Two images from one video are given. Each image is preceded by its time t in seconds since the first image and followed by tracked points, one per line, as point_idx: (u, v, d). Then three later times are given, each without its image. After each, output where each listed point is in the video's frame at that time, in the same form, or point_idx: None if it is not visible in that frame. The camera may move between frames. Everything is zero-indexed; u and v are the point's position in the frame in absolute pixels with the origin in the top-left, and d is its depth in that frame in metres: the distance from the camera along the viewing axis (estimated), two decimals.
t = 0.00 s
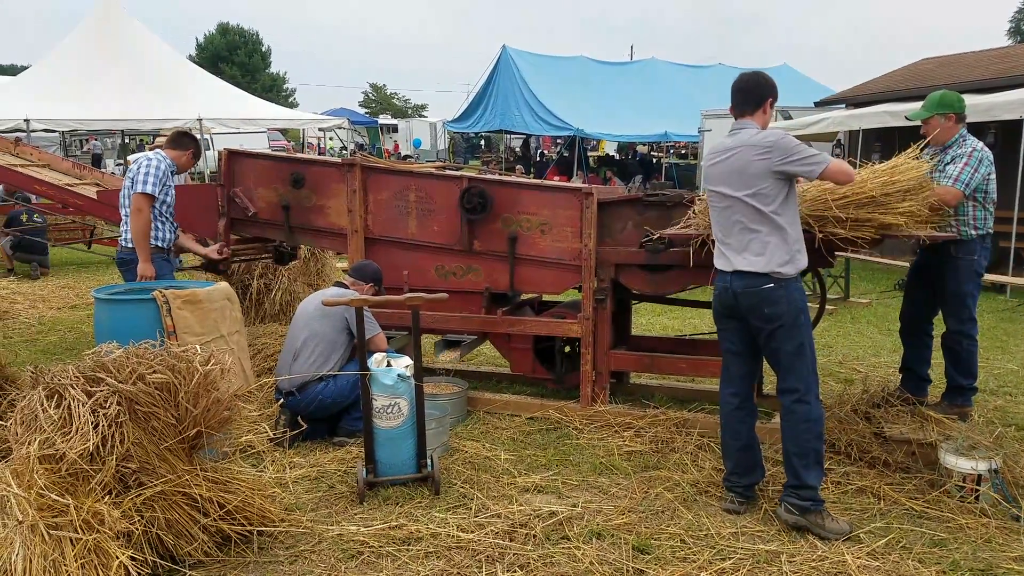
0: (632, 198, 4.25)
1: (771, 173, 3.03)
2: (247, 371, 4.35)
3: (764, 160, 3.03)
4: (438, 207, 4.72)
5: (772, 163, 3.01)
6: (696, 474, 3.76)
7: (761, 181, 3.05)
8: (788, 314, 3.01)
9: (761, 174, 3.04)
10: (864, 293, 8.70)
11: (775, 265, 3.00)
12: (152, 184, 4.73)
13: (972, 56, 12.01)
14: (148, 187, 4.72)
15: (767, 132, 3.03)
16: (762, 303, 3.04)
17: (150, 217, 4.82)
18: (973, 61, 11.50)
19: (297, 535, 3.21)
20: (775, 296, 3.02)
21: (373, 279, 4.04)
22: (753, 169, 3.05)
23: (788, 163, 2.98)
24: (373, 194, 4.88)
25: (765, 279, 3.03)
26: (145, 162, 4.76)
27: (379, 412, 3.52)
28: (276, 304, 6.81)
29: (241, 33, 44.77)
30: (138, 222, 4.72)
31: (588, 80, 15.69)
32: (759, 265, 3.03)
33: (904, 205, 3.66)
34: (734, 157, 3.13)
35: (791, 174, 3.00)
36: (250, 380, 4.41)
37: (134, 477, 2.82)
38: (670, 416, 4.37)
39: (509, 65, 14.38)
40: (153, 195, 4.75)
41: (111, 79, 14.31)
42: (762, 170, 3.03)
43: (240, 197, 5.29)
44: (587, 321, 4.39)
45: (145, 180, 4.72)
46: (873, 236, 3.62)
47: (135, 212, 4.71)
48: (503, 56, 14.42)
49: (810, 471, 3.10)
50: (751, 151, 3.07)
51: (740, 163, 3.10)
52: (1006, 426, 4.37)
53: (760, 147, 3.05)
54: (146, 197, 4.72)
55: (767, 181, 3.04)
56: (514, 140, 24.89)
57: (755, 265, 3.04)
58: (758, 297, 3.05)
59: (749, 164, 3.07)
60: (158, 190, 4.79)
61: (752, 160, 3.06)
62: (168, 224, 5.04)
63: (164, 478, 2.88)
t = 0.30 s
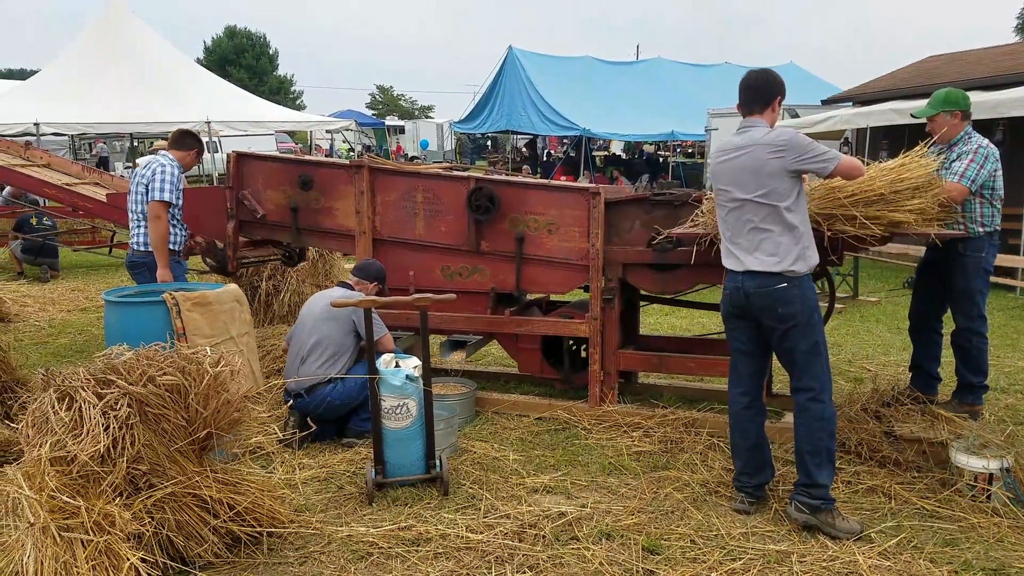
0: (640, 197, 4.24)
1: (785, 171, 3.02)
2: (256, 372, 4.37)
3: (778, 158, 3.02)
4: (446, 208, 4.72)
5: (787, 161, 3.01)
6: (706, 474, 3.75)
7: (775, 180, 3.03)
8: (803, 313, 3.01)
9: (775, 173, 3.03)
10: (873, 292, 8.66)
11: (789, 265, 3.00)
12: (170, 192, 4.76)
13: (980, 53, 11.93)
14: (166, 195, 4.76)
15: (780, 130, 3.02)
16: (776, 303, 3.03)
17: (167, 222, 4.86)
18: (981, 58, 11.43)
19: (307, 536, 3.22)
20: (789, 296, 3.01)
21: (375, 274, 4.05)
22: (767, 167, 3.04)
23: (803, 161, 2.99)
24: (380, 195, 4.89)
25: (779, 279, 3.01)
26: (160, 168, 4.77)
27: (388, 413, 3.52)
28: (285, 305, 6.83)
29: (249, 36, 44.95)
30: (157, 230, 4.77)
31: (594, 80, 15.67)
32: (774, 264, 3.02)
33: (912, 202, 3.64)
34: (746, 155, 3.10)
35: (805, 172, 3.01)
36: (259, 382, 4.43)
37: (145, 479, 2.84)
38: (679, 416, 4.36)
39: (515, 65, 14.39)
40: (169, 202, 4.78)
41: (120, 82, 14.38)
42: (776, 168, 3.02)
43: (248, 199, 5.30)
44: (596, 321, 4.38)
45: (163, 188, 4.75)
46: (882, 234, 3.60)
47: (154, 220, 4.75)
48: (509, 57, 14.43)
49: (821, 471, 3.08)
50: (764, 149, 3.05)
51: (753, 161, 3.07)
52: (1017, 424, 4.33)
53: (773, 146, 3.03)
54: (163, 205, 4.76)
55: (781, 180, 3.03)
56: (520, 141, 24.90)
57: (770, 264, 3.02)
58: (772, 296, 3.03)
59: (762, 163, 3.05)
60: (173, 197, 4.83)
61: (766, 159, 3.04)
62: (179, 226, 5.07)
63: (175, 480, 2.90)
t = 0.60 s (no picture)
0: (643, 199, 4.24)
1: (793, 172, 3.02)
2: (260, 373, 4.37)
3: (787, 159, 3.02)
4: (449, 209, 4.72)
5: (795, 161, 3.01)
6: (709, 475, 3.75)
7: (783, 180, 3.03)
8: (810, 315, 3.00)
9: (783, 173, 3.03)
10: (876, 294, 8.64)
11: (796, 265, 3.00)
12: (166, 187, 4.78)
13: (984, 56, 11.91)
14: (162, 190, 4.77)
15: (788, 131, 3.02)
16: (782, 305, 3.03)
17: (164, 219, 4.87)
18: (985, 61, 11.41)
19: (309, 537, 3.22)
20: (795, 298, 3.01)
21: (376, 273, 4.05)
22: (776, 167, 3.03)
23: (811, 162, 3.00)
24: (384, 196, 4.89)
25: (786, 281, 3.01)
26: (157, 165, 4.80)
27: (391, 414, 3.53)
28: (288, 306, 6.84)
29: (252, 37, 45.03)
30: (152, 225, 4.77)
31: (596, 81, 15.68)
32: (781, 264, 3.02)
33: (916, 205, 3.64)
34: (754, 156, 3.09)
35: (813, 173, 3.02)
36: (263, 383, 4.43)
37: (147, 480, 2.84)
38: (682, 418, 4.36)
39: (517, 67, 14.40)
40: (165, 198, 4.79)
41: (123, 83, 14.42)
42: (784, 169, 3.02)
43: (252, 200, 5.31)
44: (599, 323, 4.38)
45: (159, 183, 4.77)
46: (886, 237, 3.60)
47: (149, 215, 4.76)
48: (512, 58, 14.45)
49: (825, 473, 3.08)
50: (772, 150, 3.05)
51: (761, 162, 3.07)
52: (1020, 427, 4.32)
53: (782, 147, 3.03)
54: (159, 200, 4.77)
55: (789, 180, 3.03)
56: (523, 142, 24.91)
57: (777, 265, 3.02)
58: (779, 298, 3.03)
59: (771, 163, 3.04)
60: (170, 193, 4.84)
61: (775, 160, 3.04)
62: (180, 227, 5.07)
63: (178, 481, 2.90)
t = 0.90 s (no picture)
0: (647, 197, 4.24)
1: (799, 167, 3.03)
2: (265, 372, 4.38)
3: (793, 154, 3.02)
4: (453, 208, 4.73)
5: (802, 156, 3.02)
6: (713, 474, 3.75)
7: (789, 175, 3.04)
8: (817, 314, 3.00)
9: (790, 168, 3.03)
10: (882, 292, 8.62)
11: (805, 261, 3.00)
12: (167, 182, 4.77)
13: (990, 53, 11.86)
14: (163, 185, 4.76)
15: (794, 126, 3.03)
16: (790, 303, 3.02)
17: (166, 216, 4.86)
18: (991, 58, 11.36)
19: (315, 535, 3.23)
20: (803, 296, 3.00)
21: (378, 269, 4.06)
22: (782, 162, 3.04)
23: (817, 157, 3.01)
24: (388, 195, 4.90)
25: (794, 279, 3.00)
26: (160, 162, 4.83)
27: (396, 413, 3.53)
28: (293, 305, 6.85)
29: (256, 37, 45.12)
30: (152, 220, 4.76)
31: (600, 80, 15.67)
32: (789, 260, 3.01)
33: (922, 202, 3.63)
34: (760, 152, 3.09)
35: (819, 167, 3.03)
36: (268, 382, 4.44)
37: (154, 478, 2.86)
38: (687, 416, 4.36)
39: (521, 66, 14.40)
40: (166, 194, 4.77)
41: (128, 84, 14.46)
42: (791, 164, 3.03)
43: (256, 200, 5.32)
44: (604, 322, 4.38)
45: (160, 179, 4.77)
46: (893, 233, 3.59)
47: (150, 210, 4.74)
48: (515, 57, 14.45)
49: (831, 471, 3.07)
50: (778, 146, 3.05)
51: (767, 158, 3.07)
52: None
53: (787, 142, 3.04)
54: (160, 195, 4.75)
55: (796, 176, 3.03)
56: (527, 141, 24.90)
57: (786, 260, 3.02)
58: (786, 296, 3.02)
59: (777, 159, 3.05)
60: (173, 188, 4.82)
61: (781, 155, 3.04)
62: (185, 225, 5.08)
63: (184, 479, 2.91)
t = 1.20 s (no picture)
0: (650, 198, 4.24)
1: (804, 167, 3.03)
2: (268, 369, 4.39)
3: (798, 155, 3.02)
4: (457, 207, 4.73)
5: (807, 157, 3.02)
6: (715, 475, 3.74)
7: (794, 176, 3.03)
8: (821, 316, 3.00)
9: (795, 169, 3.03)
10: (884, 294, 8.61)
11: (810, 261, 3.00)
12: (186, 186, 4.81)
13: (995, 56, 11.84)
14: (181, 189, 4.80)
15: (798, 127, 3.03)
16: (794, 305, 3.02)
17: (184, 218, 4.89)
18: (996, 60, 11.34)
19: (317, 533, 3.24)
20: (808, 298, 2.99)
21: (381, 268, 4.06)
22: (788, 163, 3.03)
23: (822, 158, 3.01)
24: (392, 194, 4.91)
25: (798, 281, 3.00)
26: (171, 164, 4.81)
27: (399, 412, 3.53)
28: (295, 303, 6.86)
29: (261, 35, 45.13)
30: (174, 225, 4.81)
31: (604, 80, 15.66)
32: (795, 260, 3.01)
33: (926, 204, 3.63)
34: (765, 153, 3.09)
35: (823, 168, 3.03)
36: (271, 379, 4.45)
37: (157, 475, 2.87)
38: (689, 417, 4.36)
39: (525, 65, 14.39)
40: (185, 198, 4.82)
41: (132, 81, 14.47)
42: (796, 165, 3.02)
43: (261, 197, 5.33)
44: (607, 322, 4.38)
45: (178, 183, 4.79)
46: (898, 235, 3.59)
47: (171, 216, 4.78)
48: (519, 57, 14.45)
49: (833, 473, 3.07)
50: (783, 147, 3.04)
51: (772, 160, 3.06)
52: None
53: (792, 143, 3.03)
54: (180, 200, 4.79)
55: (801, 177, 3.03)
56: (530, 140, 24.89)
57: (791, 261, 3.02)
58: (791, 298, 3.02)
59: (782, 160, 3.04)
60: (189, 191, 4.87)
61: (786, 156, 3.04)
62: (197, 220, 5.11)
63: (187, 476, 2.92)
